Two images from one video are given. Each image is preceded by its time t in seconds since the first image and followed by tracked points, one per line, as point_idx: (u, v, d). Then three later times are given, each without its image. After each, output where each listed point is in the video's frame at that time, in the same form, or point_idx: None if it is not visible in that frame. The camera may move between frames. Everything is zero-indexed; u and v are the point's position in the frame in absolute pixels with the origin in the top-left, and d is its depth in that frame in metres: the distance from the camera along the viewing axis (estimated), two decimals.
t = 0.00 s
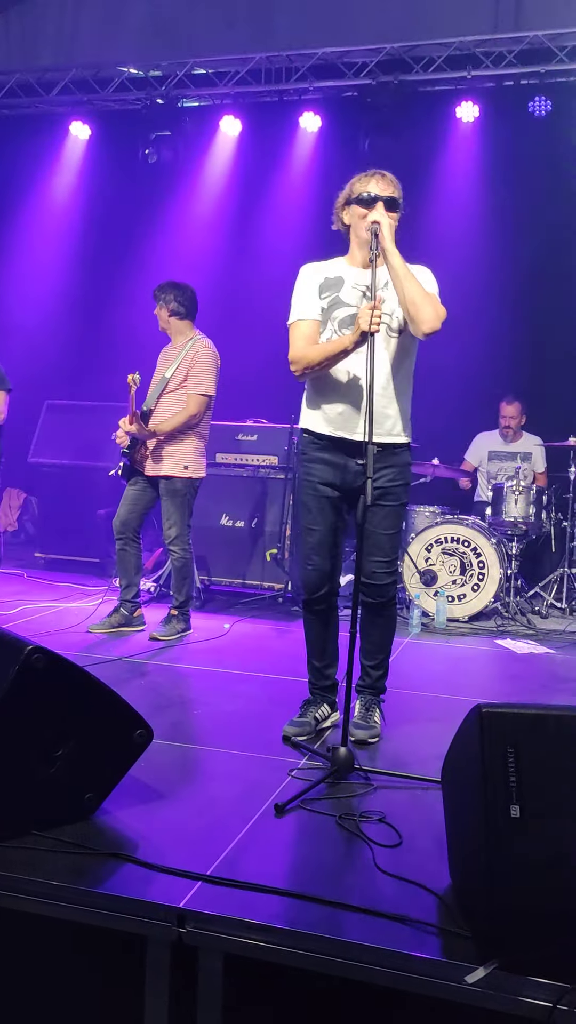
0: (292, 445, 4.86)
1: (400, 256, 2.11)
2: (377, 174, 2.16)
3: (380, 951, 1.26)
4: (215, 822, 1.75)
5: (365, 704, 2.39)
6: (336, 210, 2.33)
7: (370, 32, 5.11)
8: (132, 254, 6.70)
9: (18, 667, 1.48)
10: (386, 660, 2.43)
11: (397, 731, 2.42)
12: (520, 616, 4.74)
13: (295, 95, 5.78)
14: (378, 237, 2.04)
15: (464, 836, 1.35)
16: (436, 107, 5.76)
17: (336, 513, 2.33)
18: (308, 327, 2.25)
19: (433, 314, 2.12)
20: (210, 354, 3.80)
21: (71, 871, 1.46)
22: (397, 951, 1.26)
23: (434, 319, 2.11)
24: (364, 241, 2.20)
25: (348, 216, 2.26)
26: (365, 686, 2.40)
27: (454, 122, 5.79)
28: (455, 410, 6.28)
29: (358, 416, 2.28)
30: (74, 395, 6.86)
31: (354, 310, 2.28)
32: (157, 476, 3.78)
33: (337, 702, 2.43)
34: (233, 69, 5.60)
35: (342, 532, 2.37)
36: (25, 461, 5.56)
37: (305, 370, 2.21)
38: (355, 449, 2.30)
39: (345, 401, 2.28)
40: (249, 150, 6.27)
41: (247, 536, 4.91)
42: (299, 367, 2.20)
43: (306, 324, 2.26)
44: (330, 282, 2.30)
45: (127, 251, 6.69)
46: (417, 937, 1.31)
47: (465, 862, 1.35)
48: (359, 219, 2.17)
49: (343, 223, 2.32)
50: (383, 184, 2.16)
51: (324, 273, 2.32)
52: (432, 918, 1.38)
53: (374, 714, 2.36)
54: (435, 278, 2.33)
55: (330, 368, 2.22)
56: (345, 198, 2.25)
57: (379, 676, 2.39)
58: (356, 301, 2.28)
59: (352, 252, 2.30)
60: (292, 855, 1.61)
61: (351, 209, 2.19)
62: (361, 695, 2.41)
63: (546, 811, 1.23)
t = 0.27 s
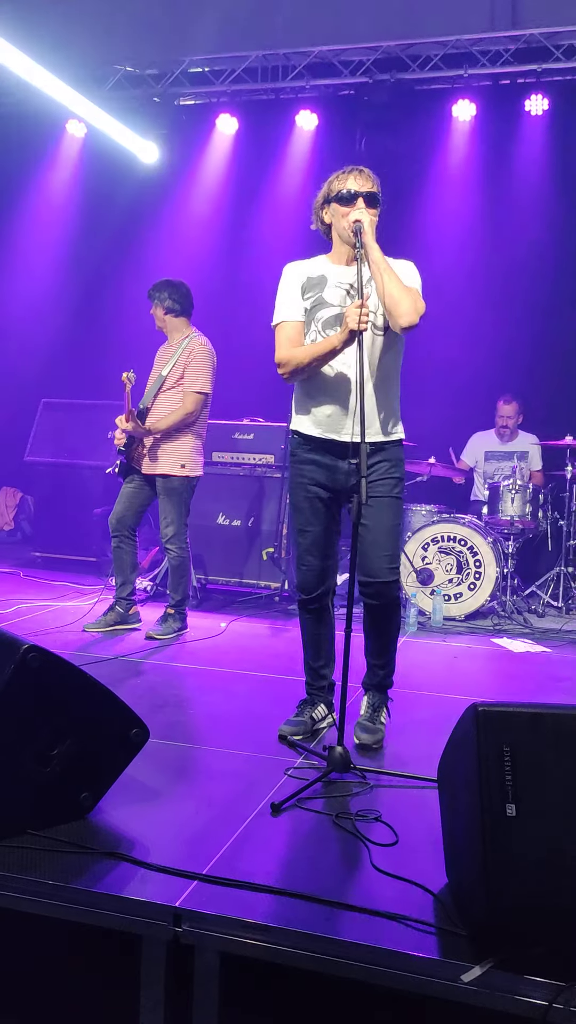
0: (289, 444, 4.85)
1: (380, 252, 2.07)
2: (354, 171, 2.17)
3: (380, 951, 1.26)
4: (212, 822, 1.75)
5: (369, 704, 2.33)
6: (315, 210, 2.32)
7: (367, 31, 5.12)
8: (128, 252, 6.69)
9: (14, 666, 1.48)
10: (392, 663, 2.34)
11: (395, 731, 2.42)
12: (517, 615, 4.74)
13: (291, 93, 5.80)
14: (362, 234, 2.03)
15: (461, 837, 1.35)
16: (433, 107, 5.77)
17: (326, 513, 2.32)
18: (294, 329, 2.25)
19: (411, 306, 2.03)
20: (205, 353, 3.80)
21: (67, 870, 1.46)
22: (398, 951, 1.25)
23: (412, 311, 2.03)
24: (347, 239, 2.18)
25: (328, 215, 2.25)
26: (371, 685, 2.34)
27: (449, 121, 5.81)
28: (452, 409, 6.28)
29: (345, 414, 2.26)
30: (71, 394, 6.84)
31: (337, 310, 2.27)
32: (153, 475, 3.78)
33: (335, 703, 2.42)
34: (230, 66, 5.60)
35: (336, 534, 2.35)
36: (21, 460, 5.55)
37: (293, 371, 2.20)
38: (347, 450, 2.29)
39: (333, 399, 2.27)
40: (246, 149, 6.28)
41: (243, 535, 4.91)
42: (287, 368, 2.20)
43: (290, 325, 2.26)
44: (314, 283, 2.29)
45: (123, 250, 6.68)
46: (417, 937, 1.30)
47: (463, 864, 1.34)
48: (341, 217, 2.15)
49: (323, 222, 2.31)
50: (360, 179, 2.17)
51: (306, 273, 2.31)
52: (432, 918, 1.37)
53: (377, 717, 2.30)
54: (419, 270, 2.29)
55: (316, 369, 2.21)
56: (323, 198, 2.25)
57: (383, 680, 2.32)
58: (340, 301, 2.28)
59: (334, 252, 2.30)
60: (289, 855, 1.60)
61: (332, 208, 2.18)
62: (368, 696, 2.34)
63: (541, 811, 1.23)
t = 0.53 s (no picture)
0: (287, 444, 4.85)
1: (375, 250, 2.07)
2: (355, 172, 2.17)
3: (380, 951, 1.26)
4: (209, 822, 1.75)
5: (367, 718, 2.27)
6: (320, 214, 2.33)
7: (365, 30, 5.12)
8: (125, 251, 6.68)
9: (12, 665, 1.48)
10: (397, 676, 2.29)
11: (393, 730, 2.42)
12: (515, 614, 4.74)
13: (289, 92, 5.81)
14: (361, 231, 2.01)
15: (459, 837, 1.35)
16: (430, 107, 5.77)
17: (331, 514, 2.32)
18: (301, 332, 2.26)
19: (401, 305, 2.02)
20: (204, 353, 3.81)
21: (64, 870, 1.46)
22: (397, 950, 1.26)
23: (401, 311, 2.02)
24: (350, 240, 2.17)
25: (332, 217, 2.26)
26: (369, 700, 2.28)
27: (447, 121, 5.82)
28: (449, 408, 6.29)
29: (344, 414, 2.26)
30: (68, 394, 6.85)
31: (340, 311, 2.26)
32: (152, 476, 3.77)
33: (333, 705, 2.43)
34: (229, 66, 5.61)
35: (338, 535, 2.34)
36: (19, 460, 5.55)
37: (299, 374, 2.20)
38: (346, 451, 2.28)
39: (333, 398, 2.27)
40: (244, 149, 6.28)
41: (242, 535, 4.91)
42: (293, 371, 2.20)
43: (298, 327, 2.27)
44: (320, 285, 2.30)
45: (121, 249, 6.68)
46: (416, 936, 1.30)
47: (460, 863, 1.35)
48: (343, 218, 2.14)
49: (328, 224, 2.31)
50: (362, 181, 2.17)
51: (314, 277, 2.32)
52: (430, 917, 1.38)
53: (374, 731, 2.22)
54: (427, 269, 2.27)
55: (324, 369, 2.21)
56: (327, 200, 2.25)
57: (383, 693, 2.26)
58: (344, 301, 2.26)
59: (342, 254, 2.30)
60: (287, 854, 1.60)
61: (335, 209, 2.18)
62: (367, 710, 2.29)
63: (539, 811, 1.23)
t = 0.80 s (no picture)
0: (286, 444, 4.86)
1: (379, 248, 2.08)
2: (363, 171, 2.17)
3: (379, 950, 1.26)
4: (208, 822, 1.75)
5: (367, 718, 2.27)
6: (327, 213, 2.33)
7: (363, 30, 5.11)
8: (123, 251, 6.68)
9: (11, 664, 1.48)
10: (398, 677, 2.28)
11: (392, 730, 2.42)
12: (513, 613, 4.74)
13: (288, 93, 5.81)
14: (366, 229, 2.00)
15: (456, 836, 1.36)
16: (428, 107, 5.77)
17: (336, 515, 2.32)
18: (307, 333, 2.27)
19: (403, 300, 2.02)
20: (203, 353, 3.81)
21: (63, 870, 1.46)
22: (397, 950, 1.26)
23: (404, 306, 2.02)
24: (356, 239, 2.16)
25: (339, 217, 2.25)
26: (369, 699, 2.28)
27: (445, 121, 5.81)
28: (448, 408, 6.30)
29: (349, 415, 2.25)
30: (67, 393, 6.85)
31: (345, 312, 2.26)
32: (151, 476, 3.77)
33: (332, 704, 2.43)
34: (227, 66, 5.60)
35: (342, 535, 2.34)
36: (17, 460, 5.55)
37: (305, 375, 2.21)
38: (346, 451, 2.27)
39: (338, 401, 2.27)
40: (242, 149, 6.28)
41: (240, 534, 4.91)
42: (299, 372, 2.21)
43: (304, 329, 2.28)
44: (325, 285, 2.30)
45: (119, 250, 6.67)
46: (415, 936, 1.30)
47: (458, 863, 1.35)
48: (348, 216, 2.14)
49: (335, 223, 2.31)
50: (369, 180, 2.16)
51: (320, 277, 2.32)
52: (428, 916, 1.38)
53: (373, 731, 2.21)
54: (433, 269, 2.26)
55: (330, 368, 2.21)
56: (334, 200, 2.25)
57: (383, 694, 2.26)
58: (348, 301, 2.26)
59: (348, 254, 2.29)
60: (286, 854, 1.60)
61: (341, 208, 2.17)
62: (366, 710, 2.29)
63: (538, 810, 1.23)
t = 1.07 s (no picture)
0: (285, 444, 4.87)
1: (378, 249, 2.08)
2: (359, 171, 2.17)
3: (378, 951, 1.26)
4: (207, 822, 1.75)
5: (365, 719, 2.27)
6: (324, 213, 2.33)
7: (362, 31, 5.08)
8: (121, 252, 6.67)
9: (10, 664, 1.49)
10: (396, 677, 2.29)
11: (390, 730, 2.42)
12: (512, 614, 4.74)
13: (286, 94, 5.78)
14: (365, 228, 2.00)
15: (455, 836, 1.36)
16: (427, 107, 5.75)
17: (335, 515, 2.32)
18: (304, 334, 2.27)
19: (402, 303, 2.03)
20: (201, 353, 3.81)
21: (62, 870, 1.46)
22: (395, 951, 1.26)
23: (403, 308, 2.02)
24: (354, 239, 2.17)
25: (335, 216, 2.26)
26: (368, 699, 2.28)
27: (444, 122, 5.81)
28: (446, 408, 6.30)
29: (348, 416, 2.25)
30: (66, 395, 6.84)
31: (342, 312, 2.26)
32: (151, 476, 3.77)
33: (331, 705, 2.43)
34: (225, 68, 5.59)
35: (339, 534, 2.34)
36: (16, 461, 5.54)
37: (302, 375, 2.21)
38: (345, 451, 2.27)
39: (336, 403, 2.28)
40: (240, 150, 6.27)
41: (239, 535, 4.91)
42: (296, 372, 2.21)
43: (300, 330, 2.28)
44: (322, 286, 2.30)
45: (119, 251, 6.67)
46: (414, 936, 1.30)
47: (457, 863, 1.35)
48: (346, 216, 2.14)
49: (331, 223, 2.31)
50: (366, 180, 2.16)
51: (317, 278, 2.33)
52: (427, 916, 1.38)
53: (372, 731, 2.22)
54: (430, 269, 2.26)
55: (328, 368, 2.21)
56: (331, 199, 2.25)
57: (382, 694, 2.27)
58: (345, 302, 2.27)
59: (344, 254, 2.30)
60: (284, 854, 1.60)
61: (338, 208, 2.17)
62: (365, 710, 2.29)
63: (536, 810, 1.23)
